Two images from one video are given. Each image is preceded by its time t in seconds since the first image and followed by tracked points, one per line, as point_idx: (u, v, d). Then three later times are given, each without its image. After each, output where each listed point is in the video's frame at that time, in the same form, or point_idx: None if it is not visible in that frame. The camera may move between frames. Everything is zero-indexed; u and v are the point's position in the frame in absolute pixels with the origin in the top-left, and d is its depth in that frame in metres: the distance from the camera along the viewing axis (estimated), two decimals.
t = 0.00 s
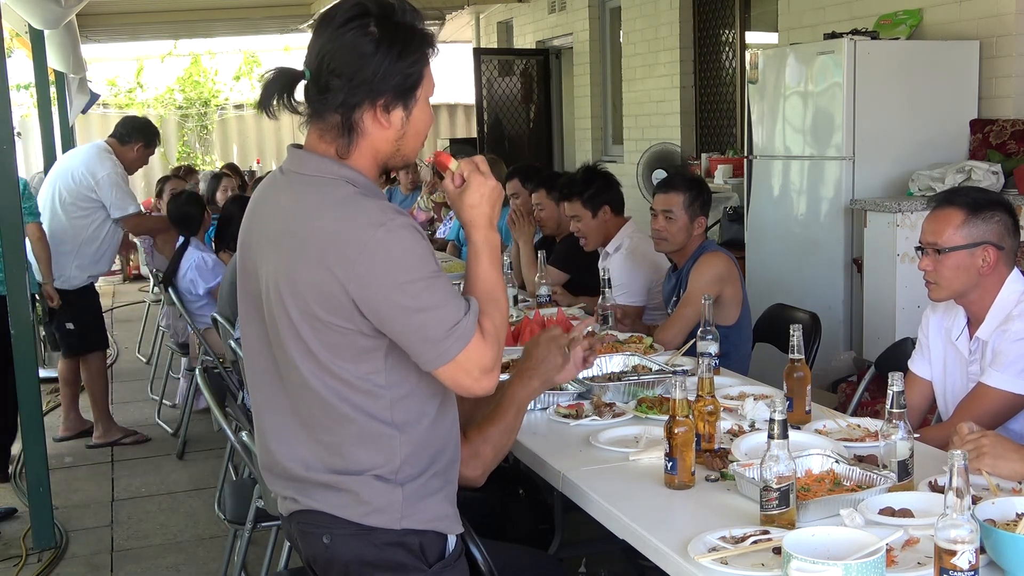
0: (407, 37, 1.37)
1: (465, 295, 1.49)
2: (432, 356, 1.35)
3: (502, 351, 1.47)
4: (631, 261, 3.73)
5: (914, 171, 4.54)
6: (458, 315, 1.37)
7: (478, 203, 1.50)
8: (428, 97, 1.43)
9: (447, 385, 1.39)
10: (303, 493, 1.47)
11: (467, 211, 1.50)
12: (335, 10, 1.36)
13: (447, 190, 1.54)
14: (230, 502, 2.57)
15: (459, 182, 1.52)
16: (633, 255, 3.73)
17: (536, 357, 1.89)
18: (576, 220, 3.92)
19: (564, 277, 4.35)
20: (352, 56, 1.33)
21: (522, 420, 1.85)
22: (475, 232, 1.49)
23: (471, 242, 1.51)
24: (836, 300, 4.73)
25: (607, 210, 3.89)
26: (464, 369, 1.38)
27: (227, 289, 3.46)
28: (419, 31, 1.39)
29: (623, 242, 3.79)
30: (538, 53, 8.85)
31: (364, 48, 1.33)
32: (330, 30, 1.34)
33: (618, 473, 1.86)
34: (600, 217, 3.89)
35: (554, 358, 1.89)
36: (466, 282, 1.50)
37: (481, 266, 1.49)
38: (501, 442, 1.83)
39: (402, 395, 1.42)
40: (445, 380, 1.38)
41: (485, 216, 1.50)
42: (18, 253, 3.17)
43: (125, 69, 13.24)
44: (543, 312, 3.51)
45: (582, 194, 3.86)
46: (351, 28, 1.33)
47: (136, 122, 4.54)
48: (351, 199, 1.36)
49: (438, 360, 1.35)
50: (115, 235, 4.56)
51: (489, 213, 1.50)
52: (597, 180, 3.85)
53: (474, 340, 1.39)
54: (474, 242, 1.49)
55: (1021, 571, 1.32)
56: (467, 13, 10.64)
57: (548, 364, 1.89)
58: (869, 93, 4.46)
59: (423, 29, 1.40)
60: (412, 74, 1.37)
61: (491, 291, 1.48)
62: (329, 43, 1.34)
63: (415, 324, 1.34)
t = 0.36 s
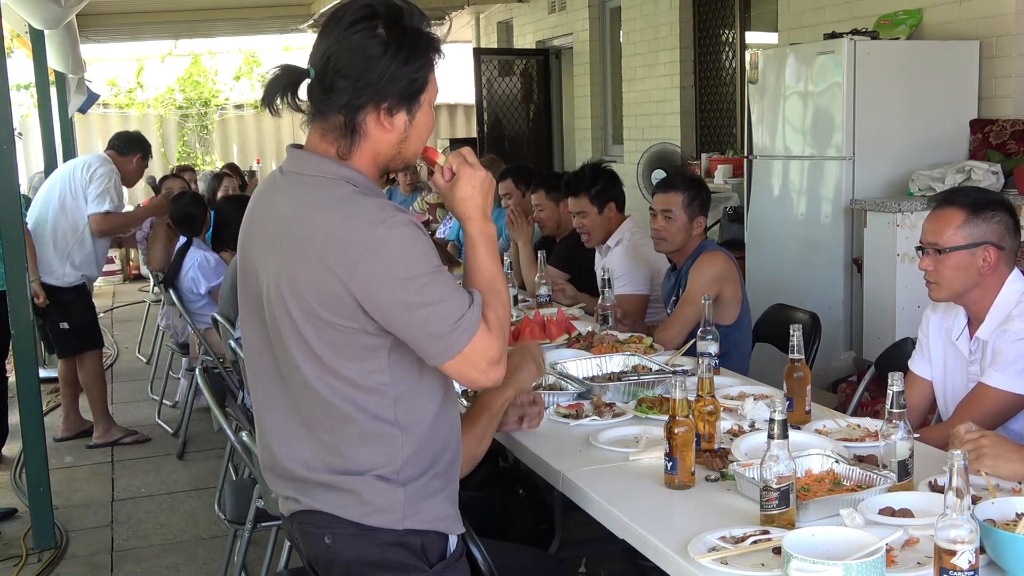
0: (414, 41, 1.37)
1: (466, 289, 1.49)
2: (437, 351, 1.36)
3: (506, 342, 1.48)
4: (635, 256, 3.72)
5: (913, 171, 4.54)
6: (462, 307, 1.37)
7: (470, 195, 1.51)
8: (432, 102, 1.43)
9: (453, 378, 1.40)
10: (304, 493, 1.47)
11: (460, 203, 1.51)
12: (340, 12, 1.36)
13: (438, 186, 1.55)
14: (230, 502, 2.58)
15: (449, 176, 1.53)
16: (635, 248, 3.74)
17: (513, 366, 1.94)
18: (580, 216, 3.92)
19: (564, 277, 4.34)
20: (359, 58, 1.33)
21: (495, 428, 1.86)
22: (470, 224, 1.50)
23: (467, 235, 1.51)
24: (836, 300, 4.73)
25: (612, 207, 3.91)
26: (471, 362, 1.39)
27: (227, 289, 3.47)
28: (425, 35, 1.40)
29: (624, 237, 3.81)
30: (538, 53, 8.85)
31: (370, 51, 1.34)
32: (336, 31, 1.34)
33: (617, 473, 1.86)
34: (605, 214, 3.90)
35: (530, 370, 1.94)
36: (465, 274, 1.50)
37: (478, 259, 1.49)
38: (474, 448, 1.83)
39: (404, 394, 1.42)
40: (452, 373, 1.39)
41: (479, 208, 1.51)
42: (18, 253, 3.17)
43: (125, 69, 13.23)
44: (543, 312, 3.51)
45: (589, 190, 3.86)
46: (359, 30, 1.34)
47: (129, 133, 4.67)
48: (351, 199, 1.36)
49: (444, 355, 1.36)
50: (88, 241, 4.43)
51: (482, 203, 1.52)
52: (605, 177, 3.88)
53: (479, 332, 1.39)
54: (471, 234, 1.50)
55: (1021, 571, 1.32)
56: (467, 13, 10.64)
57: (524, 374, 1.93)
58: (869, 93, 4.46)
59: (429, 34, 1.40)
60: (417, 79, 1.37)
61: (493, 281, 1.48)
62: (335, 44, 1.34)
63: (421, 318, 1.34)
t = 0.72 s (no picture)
0: (422, 43, 1.37)
1: (468, 287, 1.49)
2: (443, 349, 1.36)
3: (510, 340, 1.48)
4: (632, 256, 3.72)
5: (913, 171, 4.54)
6: (466, 305, 1.38)
7: (468, 195, 1.51)
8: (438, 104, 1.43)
9: (458, 376, 1.41)
10: (307, 494, 1.47)
11: (459, 203, 1.51)
12: (350, 11, 1.36)
13: (435, 186, 1.55)
14: (230, 502, 2.58)
15: (447, 176, 1.53)
16: (632, 249, 3.74)
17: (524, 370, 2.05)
18: (579, 212, 3.90)
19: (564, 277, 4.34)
20: (367, 58, 1.33)
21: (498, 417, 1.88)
22: (471, 222, 1.50)
23: (467, 234, 1.51)
24: (836, 300, 4.72)
25: (610, 207, 3.91)
26: (476, 360, 1.39)
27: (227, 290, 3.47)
28: (434, 39, 1.40)
29: (624, 238, 3.81)
30: (538, 53, 8.85)
31: (379, 50, 1.34)
32: (345, 31, 1.34)
33: (617, 473, 1.86)
34: (603, 212, 3.90)
35: (538, 379, 2.06)
36: (466, 273, 1.50)
37: (480, 257, 1.49)
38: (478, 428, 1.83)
39: (407, 394, 1.42)
40: (457, 371, 1.39)
41: (479, 206, 1.51)
42: (17, 253, 3.16)
43: (125, 69, 13.22)
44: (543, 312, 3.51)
45: (591, 186, 3.84)
46: (368, 30, 1.34)
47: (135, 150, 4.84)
48: (352, 199, 1.36)
49: (449, 353, 1.36)
50: (77, 243, 4.42)
51: (482, 202, 1.52)
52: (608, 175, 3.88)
53: (484, 329, 1.40)
54: (472, 232, 1.50)
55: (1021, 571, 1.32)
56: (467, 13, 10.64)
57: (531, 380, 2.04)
58: (869, 93, 4.46)
59: (437, 38, 1.40)
60: (425, 80, 1.37)
61: (496, 277, 1.48)
62: (344, 43, 1.34)
63: (426, 316, 1.34)
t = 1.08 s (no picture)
0: (426, 42, 1.37)
1: (471, 286, 1.49)
2: (446, 350, 1.36)
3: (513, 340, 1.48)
4: (637, 257, 3.73)
5: (914, 171, 4.54)
6: (470, 306, 1.38)
7: (469, 194, 1.51)
8: (443, 104, 1.43)
9: (462, 376, 1.41)
10: (309, 494, 1.46)
11: (460, 202, 1.51)
12: (353, 13, 1.36)
13: (436, 186, 1.55)
14: (231, 502, 2.58)
15: (448, 176, 1.53)
16: (639, 251, 3.75)
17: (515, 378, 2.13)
18: (585, 209, 3.89)
19: (564, 278, 4.34)
20: (372, 59, 1.33)
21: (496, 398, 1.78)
22: (473, 222, 1.51)
23: (469, 234, 1.51)
24: (836, 301, 4.72)
25: (617, 206, 3.90)
26: (480, 361, 1.40)
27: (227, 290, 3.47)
28: (437, 37, 1.40)
29: (629, 239, 3.82)
30: (538, 53, 8.85)
31: (384, 51, 1.34)
32: (350, 32, 1.35)
33: (618, 473, 1.86)
34: (609, 211, 3.89)
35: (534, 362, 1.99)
36: (468, 273, 1.50)
37: (482, 257, 1.49)
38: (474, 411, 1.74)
39: (411, 394, 1.42)
40: (461, 372, 1.39)
41: (479, 206, 1.51)
42: (18, 253, 3.16)
43: (125, 69, 13.22)
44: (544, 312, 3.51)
45: (600, 183, 3.84)
46: (372, 31, 1.34)
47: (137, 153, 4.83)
48: (355, 199, 1.36)
49: (453, 353, 1.36)
50: (71, 246, 4.41)
51: (483, 201, 1.52)
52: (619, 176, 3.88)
53: (488, 330, 1.40)
54: (473, 232, 1.50)
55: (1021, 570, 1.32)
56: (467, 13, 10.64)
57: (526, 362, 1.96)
58: (870, 93, 4.46)
59: (441, 36, 1.40)
60: (430, 79, 1.37)
61: (498, 278, 1.48)
62: (349, 44, 1.34)
63: (430, 316, 1.34)
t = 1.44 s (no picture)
0: (432, 45, 1.37)
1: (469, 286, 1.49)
2: (446, 350, 1.36)
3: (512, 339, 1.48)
4: (641, 253, 3.74)
5: (914, 171, 4.54)
6: (470, 306, 1.38)
7: (468, 193, 1.51)
8: (448, 108, 1.43)
9: (462, 376, 1.41)
10: (309, 493, 1.47)
11: (459, 201, 1.51)
12: (361, 15, 1.36)
13: (435, 184, 1.54)
14: (230, 502, 2.58)
15: (447, 174, 1.53)
16: (644, 248, 3.75)
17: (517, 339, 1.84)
18: (596, 205, 3.93)
19: (565, 278, 4.32)
20: (377, 60, 1.33)
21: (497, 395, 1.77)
22: (472, 221, 1.51)
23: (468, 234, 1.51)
24: (836, 301, 4.72)
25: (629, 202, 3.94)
26: (480, 361, 1.40)
27: (226, 290, 3.46)
28: (444, 41, 1.40)
29: (638, 235, 3.82)
30: (538, 53, 8.85)
31: (389, 53, 1.34)
32: (356, 33, 1.35)
33: (618, 473, 1.86)
34: (621, 207, 3.94)
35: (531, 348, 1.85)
36: (467, 272, 1.50)
37: (481, 256, 1.49)
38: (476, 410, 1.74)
39: (411, 394, 1.42)
40: (462, 372, 1.39)
41: (479, 205, 1.51)
42: (18, 253, 3.16)
43: (125, 69, 13.21)
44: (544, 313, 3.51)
45: (612, 180, 3.88)
46: (379, 33, 1.34)
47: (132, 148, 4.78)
48: (356, 199, 1.35)
49: (452, 353, 1.36)
50: (62, 246, 4.37)
51: (481, 200, 1.52)
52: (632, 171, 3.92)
53: (488, 329, 1.40)
54: (473, 231, 1.50)
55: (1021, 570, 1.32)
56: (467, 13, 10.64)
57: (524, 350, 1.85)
58: (870, 93, 4.46)
59: (448, 41, 1.41)
60: (435, 82, 1.37)
61: (497, 277, 1.48)
62: (355, 45, 1.34)
63: (430, 317, 1.34)
